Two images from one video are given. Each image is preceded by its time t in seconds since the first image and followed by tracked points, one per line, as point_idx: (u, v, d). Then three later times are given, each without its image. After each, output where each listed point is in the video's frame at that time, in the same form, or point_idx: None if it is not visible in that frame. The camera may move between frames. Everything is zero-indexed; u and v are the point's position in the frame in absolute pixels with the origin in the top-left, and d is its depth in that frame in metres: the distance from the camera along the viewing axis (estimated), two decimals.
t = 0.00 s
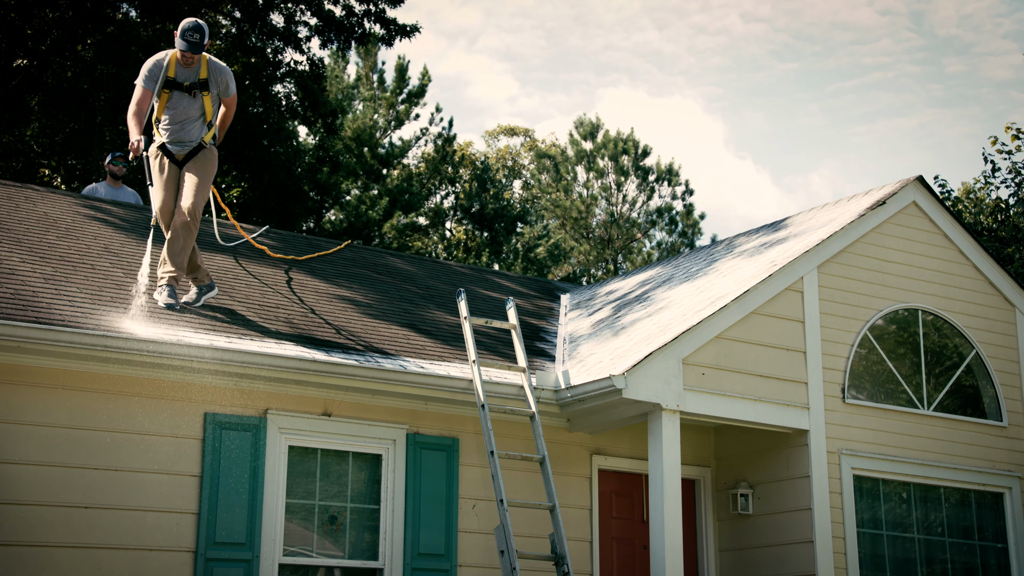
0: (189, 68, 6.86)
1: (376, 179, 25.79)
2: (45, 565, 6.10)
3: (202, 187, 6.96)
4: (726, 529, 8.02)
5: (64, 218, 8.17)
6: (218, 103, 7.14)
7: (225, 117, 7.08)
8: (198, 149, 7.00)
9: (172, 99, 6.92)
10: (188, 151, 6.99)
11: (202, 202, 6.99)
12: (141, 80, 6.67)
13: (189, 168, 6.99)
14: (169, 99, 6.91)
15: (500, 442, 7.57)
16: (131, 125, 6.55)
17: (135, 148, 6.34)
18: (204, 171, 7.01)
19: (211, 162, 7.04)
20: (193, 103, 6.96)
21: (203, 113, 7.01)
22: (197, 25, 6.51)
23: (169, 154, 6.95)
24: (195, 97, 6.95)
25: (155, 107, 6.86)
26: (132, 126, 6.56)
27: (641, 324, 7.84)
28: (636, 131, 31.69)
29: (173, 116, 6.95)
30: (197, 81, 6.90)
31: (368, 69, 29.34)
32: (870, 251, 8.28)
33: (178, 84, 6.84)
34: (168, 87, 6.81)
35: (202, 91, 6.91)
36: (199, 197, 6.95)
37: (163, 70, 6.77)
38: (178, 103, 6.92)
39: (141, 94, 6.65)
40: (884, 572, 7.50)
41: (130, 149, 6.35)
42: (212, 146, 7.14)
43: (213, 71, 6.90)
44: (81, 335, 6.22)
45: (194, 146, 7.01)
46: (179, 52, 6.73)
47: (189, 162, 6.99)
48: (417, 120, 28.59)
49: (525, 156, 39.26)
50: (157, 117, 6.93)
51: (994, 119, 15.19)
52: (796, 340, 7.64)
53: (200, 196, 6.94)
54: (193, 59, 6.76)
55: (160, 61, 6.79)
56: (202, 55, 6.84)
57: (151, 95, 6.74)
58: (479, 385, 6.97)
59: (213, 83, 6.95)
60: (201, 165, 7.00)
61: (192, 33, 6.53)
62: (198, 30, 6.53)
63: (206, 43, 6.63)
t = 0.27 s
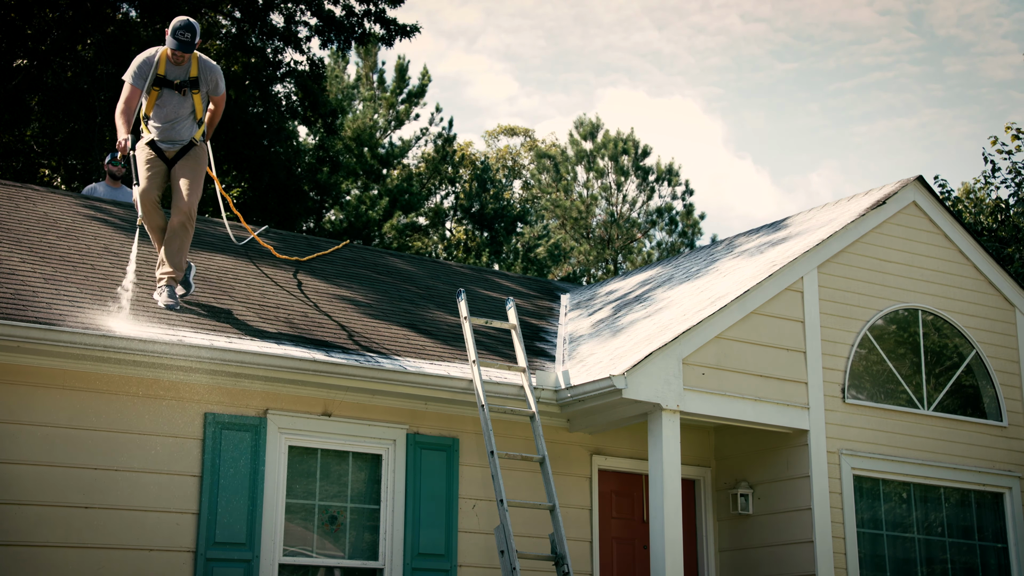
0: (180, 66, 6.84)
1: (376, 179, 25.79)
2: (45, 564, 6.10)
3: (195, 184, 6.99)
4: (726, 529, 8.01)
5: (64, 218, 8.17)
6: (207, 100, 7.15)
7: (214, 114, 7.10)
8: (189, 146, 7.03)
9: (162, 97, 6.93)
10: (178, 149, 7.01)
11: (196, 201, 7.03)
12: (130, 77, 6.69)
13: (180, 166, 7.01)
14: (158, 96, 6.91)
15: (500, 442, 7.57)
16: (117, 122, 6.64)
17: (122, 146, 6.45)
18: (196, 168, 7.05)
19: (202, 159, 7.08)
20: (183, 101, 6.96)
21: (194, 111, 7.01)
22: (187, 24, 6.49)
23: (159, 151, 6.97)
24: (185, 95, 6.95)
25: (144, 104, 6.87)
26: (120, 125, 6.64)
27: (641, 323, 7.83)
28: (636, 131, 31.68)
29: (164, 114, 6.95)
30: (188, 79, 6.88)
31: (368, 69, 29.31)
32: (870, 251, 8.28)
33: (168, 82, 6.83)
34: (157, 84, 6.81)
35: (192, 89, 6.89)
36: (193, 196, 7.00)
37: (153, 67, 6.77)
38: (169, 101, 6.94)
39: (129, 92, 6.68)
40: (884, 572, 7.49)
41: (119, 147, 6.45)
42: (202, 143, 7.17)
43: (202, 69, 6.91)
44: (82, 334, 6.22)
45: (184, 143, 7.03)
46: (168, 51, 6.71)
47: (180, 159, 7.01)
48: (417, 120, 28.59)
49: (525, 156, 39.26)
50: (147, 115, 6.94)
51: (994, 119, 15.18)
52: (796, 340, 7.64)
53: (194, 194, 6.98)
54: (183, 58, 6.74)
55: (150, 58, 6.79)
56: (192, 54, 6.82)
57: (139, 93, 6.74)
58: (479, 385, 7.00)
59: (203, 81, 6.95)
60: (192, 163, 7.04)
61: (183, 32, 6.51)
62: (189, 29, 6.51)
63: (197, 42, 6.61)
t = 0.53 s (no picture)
0: (168, 63, 6.76)
1: (376, 180, 25.81)
2: (45, 564, 6.11)
3: (186, 183, 7.04)
4: (727, 529, 8.01)
5: (64, 219, 8.17)
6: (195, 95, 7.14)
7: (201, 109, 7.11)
8: (178, 144, 6.96)
9: (151, 94, 6.83)
10: (167, 147, 6.93)
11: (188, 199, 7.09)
12: (117, 74, 6.59)
13: (170, 164, 6.98)
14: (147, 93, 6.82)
15: (500, 442, 7.57)
16: (105, 120, 6.53)
17: (109, 144, 6.42)
18: (186, 166, 7.05)
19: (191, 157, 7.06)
20: (173, 98, 6.86)
21: (183, 108, 6.93)
22: (176, 20, 6.44)
23: (148, 148, 6.89)
24: (174, 92, 6.87)
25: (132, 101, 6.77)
26: (107, 122, 6.54)
27: (641, 324, 7.83)
28: (637, 131, 31.69)
29: (152, 112, 6.87)
30: (177, 76, 6.82)
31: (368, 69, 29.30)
32: (870, 251, 8.28)
33: (157, 79, 6.76)
34: (146, 81, 6.72)
35: (181, 85, 6.82)
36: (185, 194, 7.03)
37: (141, 64, 6.69)
38: (157, 98, 6.83)
39: (117, 88, 6.59)
40: (884, 572, 7.49)
41: (106, 144, 6.42)
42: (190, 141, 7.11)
43: (191, 66, 6.87)
44: (81, 335, 6.22)
45: (173, 141, 6.95)
46: (157, 47, 6.63)
47: (169, 157, 6.95)
48: (417, 121, 28.60)
49: (525, 156, 39.27)
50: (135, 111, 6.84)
51: (994, 119, 15.18)
52: (796, 340, 7.64)
53: (186, 192, 7.02)
54: (172, 54, 6.67)
55: (139, 55, 6.70)
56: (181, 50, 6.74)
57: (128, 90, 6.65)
58: (479, 385, 7.04)
59: (191, 77, 6.90)
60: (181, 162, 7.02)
61: (172, 28, 6.46)
62: (178, 26, 6.46)
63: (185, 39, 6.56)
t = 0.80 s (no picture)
0: (154, 61, 6.88)
1: (376, 181, 25.85)
2: (45, 565, 6.11)
3: (175, 182, 7.18)
4: (727, 531, 8.01)
5: (64, 220, 8.17)
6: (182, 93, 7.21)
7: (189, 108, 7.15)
8: (165, 143, 7.07)
9: (137, 92, 6.94)
10: (154, 145, 7.04)
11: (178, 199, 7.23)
12: (103, 72, 6.68)
13: (158, 163, 7.10)
14: (133, 90, 6.93)
15: (500, 444, 7.57)
16: (91, 118, 6.62)
17: (94, 143, 6.48)
18: (174, 166, 7.16)
19: (177, 155, 7.16)
20: (158, 96, 6.98)
21: (169, 106, 7.04)
22: (160, 18, 6.54)
23: (134, 146, 6.99)
24: (160, 90, 6.98)
25: (118, 99, 6.88)
26: (92, 121, 6.63)
27: (641, 325, 7.83)
28: (637, 132, 31.69)
29: (138, 109, 6.96)
30: (163, 74, 6.94)
31: (368, 70, 29.26)
32: (871, 253, 8.27)
33: (143, 77, 6.87)
34: (132, 79, 6.83)
35: (168, 83, 6.96)
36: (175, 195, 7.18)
37: (127, 62, 6.78)
38: (143, 96, 6.94)
39: (102, 87, 6.69)
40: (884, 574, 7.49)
41: (91, 143, 6.49)
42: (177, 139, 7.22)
43: (177, 63, 6.98)
44: (80, 335, 6.21)
45: (160, 139, 7.05)
46: (142, 45, 6.73)
47: (155, 155, 7.06)
48: (417, 122, 28.61)
49: (525, 157, 39.25)
50: (121, 109, 6.95)
51: (995, 120, 15.18)
52: (797, 341, 7.64)
53: (176, 192, 7.17)
54: (158, 52, 6.78)
55: (124, 52, 6.78)
56: (167, 48, 6.86)
57: (114, 88, 6.76)
58: (479, 386, 7.09)
59: (177, 75, 7.02)
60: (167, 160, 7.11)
61: (155, 26, 6.56)
62: (162, 23, 6.57)
63: (170, 36, 6.67)
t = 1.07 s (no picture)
0: (134, 58, 6.81)
1: (376, 182, 25.96)
2: (45, 566, 6.12)
3: (161, 180, 7.14)
4: (727, 532, 8.01)
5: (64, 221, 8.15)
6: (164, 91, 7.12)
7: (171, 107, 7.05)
8: (145, 142, 7.02)
9: (117, 90, 6.87)
10: (135, 145, 6.98)
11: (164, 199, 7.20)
12: (82, 70, 6.58)
13: (141, 163, 7.05)
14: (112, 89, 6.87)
15: (500, 445, 7.57)
16: (71, 117, 6.54)
17: (75, 141, 6.43)
18: (157, 166, 7.11)
19: (159, 154, 7.11)
20: (139, 93, 6.91)
21: (150, 104, 6.97)
22: (139, 14, 6.50)
23: (116, 145, 6.93)
24: (141, 88, 6.92)
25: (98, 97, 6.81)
26: (73, 119, 6.54)
27: (642, 326, 7.83)
28: (637, 133, 31.67)
29: (118, 108, 6.87)
30: (143, 71, 6.88)
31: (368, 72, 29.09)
32: (871, 254, 8.27)
33: (123, 74, 6.82)
34: (112, 76, 6.78)
35: (148, 81, 6.90)
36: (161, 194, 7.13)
37: (107, 59, 6.72)
38: (123, 95, 6.86)
39: (83, 85, 6.60)
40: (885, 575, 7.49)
41: (72, 141, 6.42)
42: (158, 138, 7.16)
43: (158, 61, 6.90)
44: (82, 336, 6.22)
45: (141, 138, 7.00)
46: (122, 42, 6.68)
47: (137, 155, 7.03)
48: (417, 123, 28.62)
49: (525, 158, 39.27)
50: (101, 108, 6.88)
51: (995, 121, 15.17)
52: (797, 342, 7.64)
53: (163, 192, 7.12)
54: (137, 49, 6.72)
55: (104, 50, 6.72)
56: (147, 45, 6.80)
57: (94, 86, 6.67)
58: (479, 386, 7.12)
59: (158, 72, 6.94)
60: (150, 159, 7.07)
61: (135, 21, 6.51)
62: (142, 20, 6.52)
63: (150, 32, 6.61)
